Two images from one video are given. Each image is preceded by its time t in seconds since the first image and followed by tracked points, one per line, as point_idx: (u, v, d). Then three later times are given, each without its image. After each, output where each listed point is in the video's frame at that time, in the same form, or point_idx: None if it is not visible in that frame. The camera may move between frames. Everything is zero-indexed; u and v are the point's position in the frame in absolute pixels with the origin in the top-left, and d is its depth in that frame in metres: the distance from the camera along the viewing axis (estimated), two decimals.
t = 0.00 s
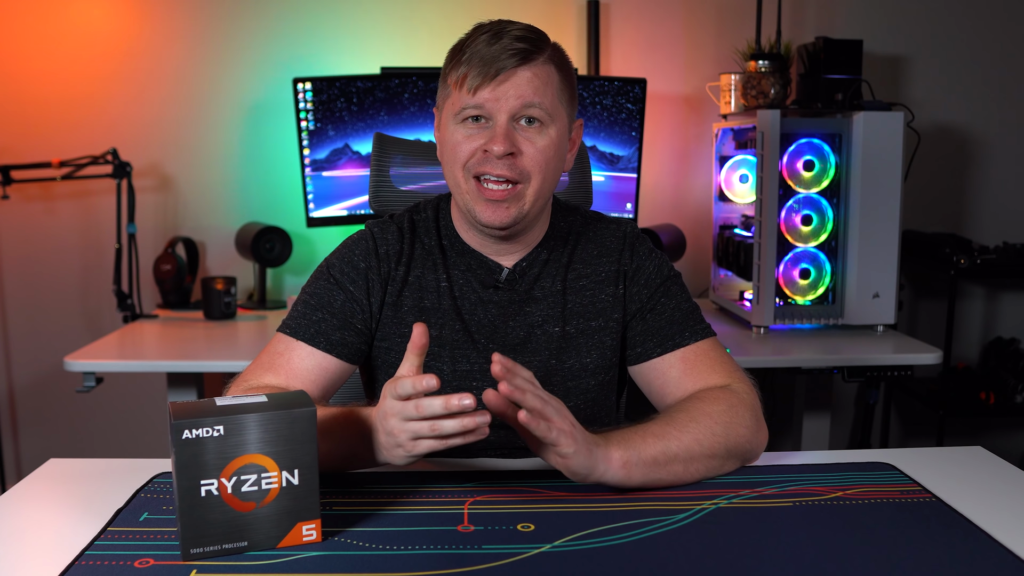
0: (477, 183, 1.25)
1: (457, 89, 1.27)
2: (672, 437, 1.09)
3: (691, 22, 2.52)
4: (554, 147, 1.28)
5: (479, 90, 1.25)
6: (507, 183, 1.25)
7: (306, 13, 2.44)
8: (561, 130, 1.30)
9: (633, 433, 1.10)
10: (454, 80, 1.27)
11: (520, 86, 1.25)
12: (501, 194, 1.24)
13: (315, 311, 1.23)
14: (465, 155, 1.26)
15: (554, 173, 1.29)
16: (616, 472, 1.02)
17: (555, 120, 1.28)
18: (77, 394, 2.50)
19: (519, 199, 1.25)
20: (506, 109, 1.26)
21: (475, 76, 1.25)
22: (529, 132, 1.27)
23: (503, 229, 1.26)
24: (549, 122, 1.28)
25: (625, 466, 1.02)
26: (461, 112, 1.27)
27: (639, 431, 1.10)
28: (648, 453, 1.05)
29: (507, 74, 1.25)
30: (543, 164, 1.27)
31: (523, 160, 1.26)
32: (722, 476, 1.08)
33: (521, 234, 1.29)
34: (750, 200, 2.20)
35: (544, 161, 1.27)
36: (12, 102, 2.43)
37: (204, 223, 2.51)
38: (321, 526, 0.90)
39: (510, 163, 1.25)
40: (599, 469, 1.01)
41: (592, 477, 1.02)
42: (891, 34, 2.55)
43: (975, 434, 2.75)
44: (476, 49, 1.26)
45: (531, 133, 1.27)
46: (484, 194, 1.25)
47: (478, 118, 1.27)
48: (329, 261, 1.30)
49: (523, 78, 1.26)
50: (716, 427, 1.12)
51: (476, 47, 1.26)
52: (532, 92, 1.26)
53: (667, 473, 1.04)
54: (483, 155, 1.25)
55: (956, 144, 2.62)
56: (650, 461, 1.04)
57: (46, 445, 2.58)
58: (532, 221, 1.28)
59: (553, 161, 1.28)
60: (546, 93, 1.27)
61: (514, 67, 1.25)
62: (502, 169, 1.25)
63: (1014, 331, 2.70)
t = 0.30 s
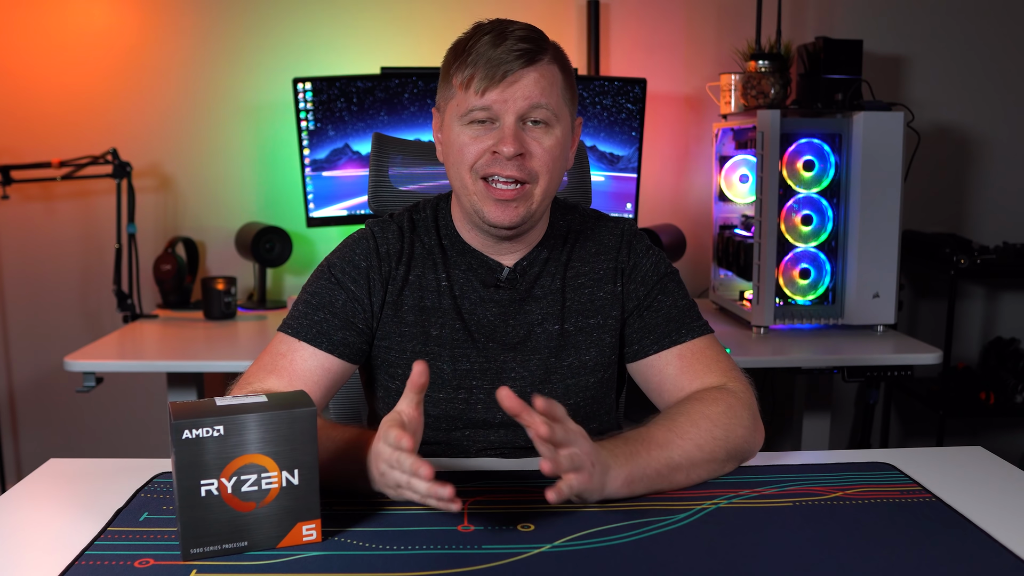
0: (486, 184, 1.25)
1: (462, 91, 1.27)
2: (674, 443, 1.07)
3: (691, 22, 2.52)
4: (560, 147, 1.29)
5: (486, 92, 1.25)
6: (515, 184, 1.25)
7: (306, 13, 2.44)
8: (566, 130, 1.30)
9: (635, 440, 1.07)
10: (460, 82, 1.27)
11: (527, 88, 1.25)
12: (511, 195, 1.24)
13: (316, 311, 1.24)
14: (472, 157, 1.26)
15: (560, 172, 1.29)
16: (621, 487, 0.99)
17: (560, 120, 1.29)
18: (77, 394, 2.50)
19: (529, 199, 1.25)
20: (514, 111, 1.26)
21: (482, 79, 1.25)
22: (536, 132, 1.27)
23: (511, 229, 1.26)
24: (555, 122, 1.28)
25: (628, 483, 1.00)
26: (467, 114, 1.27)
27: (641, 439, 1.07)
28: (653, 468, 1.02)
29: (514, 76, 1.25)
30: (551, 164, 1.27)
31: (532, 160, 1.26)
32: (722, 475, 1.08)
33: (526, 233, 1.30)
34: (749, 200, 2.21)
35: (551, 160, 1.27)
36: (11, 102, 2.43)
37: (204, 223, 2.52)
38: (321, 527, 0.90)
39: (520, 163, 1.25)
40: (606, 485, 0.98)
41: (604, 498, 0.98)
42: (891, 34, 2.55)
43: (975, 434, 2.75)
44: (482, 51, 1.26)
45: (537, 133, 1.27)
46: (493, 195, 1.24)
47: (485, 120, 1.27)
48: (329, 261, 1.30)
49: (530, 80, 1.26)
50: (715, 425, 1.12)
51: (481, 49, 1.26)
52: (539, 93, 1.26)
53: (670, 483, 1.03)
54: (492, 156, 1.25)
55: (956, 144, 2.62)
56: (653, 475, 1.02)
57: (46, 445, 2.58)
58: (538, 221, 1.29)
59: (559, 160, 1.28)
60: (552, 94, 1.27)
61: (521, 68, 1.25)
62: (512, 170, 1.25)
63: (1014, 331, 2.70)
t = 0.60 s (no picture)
0: (486, 182, 1.25)
1: (462, 90, 1.27)
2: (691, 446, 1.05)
3: (691, 22, 2.52)
4: (560, 144, 1.29)
5: (486, 90, 1.25)
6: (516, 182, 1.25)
7: (306, 13, 2.44)
8: (566, 128, 1.30)
9: (660, 443, 1.04)
10: (460, 81, 1.27)
11: (527, 86, 1.25)
12: (511, 193, 1.24)
13: (316, 310, 1.23)
14: (473, 155, 1.26)
15: (561, 170, 1.29)
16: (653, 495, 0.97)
17: (560, 118, 1.29)
18: (77, 394, 2.50)
19: (529, 197, 1.25)
20: (514, 109, 1.26)
21: (482, 77, 1.25)
22: (536, 130, 1.27)
23: (512, 227, 1.26)
24: (554, 120, 1.28)
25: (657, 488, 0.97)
26: (467, 113, 1.27)
27: (666, 442, 1.04)
28: (677, 473, 1.00)
29: (514, 74, 1.25)
30: (551, 162, 1.27)
31: (532, 158, 1.26)
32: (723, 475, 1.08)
33: (526, 230, 1.30)
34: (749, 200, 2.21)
35: (552, 158, 1.27)
36: (11, 102, 2.42)
37: (204, 223, 2.52)
38: (321, 526, 0.90)
39: (521, 161, 1.25)
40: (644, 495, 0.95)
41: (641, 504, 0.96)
42: (891, 34, 2.55)
43: (975, 434, 2.75)
44: (481, 50, 1.26)
45: (538, 131, 1.27)
46: (493, 193, 1.24)
47: (484, 118, 1.27)
48: (329, 261, 1.30)
49: (529, 78, 1.26)
50: (716, 420, 1.11)
51: (480, 48, 1.26)
52: (539, 91, 1.26)
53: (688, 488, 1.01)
54: (492, 154, 1.25)
55: (957, 144, 2.62)
56: (677, 480, 1.00)
57: (46, 445, 2.58)
58: (538, 218, 1.29)
59: (560, 158, 1.28)
60: (552, 92, 1.27)
61: (520, 67, 1.25)
62: (513, 168, 1.24)
63: (1014, 331, 2.70)
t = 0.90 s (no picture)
0: (483, 181, 1.25)
1: (460, 89, 1.27)
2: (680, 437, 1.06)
3: (691, 21, 2.52)
4: (558, 144, 1.28)
5: (483, 89, 1.25)
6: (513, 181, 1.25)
7: (306, 13, 2.44)
8: (564, 128, 1.30)
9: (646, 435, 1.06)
10: (457, 80, 1.27)
11: (524, 85, 1.25)
12: (508, 192, 1.24)
13: (316, 311, 1.23)
14: (470, 154, 1.26)
15: (558, 170, 1.29)
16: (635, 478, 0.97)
17: (557, 117, 1.29)
18: (77, 394, 2.50)
19: (526, 196, 1.24)
20: (510, 107, 1.25)
21: (478, 76, 1.25)
22: (533, 129, 1.27)
23: (510, 226, 1.26)
24: (552, 119, 1.28)
25: (643, 473, 0.98)
26: (464, 111, 1.27)
27: (650, 433, 1.06)
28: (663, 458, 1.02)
29: (510, 73, 1.25)
30: (549, 161, 1.26)
31: (529, 157, 1.25)
32: (722, 475, 1.08)
33: (524, 230, 1.29)
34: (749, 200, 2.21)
35: (549, 157, 1.27)
36: (12, 102, 2.42)
37: (204, 223, 2.52)
38: (321, 527, 0.90)
39: (517, 160, 1.24)
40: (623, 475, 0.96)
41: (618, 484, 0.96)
42: (891, 34, 2.55)
43: (975, 434, 2.74)
44: (478, 49, 1.26)
45: (535, 130, 1.27)
46: (490, 192, 1.24)
47: (481, 117, 1.27)
48: (329, 261, 1.30)
49: (526, 77, 1.26)
50: (714, 421, 1.11)
51: (477, 47, 1.26)
52: (536, 90, 1.26)
53: (679, 477, 1.02)
54: (489, 153, 1.24)
55: (957, 144, 2.62)
56: (665, 466, 1.01)
57: (46, 445, 2.58)
58: (536, 218, 1.28)
59: (557, 157, 1.28)
60: (548, 91, 1.27)
61: (516, 66, 1.25)
62: (510, 167, 1.24)
63: (1014, 331, 2.70)
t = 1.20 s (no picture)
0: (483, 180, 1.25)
1: (460, 87, 1.27)
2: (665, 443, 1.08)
3: (691, 21, 2.52)
4: (557, 144, 1.28)
5: (483, 88, 1.25)
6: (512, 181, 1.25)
7: (306, 13, 2.44)
8: (565, 128, 1.30)
9: (629, 443, 1.08)
10: (457, 78, 1.27)
11: (524, 84, 1.25)
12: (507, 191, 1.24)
13: (316, 310, 1.23)
14: (469, 153, 1.26)
15: (557, 170, 1.29)
16: (617, 486, 0.99)
17: (558, 117, 1.28)
18: (77, 394, 2.50)
19: (525, 195, 1.24)
20: (510, 106, 1.25)
21: (479, 75, 1.25)
22: (533, 129, 1.27)
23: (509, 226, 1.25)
24: (552, 119, 1.28)
25: (626, 479, 1.00)
26: (464, 110, 1.27)
27: (635, 441, 1.08)
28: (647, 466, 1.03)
29: (511, 72, 1.25)
30: (548, 160, 1.27)
31: (528, 156, 1.25)
32: (722, 475, 1.08)
33: (524, 230, 1.29)
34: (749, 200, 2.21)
35: (548, 157, 1.27)
36: (12, 102, 2.42)
37: (204, 222, 2.52)
38: (321, 526, 0.90)
39: (516, 159, 1.25)
40: (603, 484, 0.98)
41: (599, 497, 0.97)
42: (891, 34, 2.55)
43: (974, 434, 2.75)
44: (480, 48, 1.26)
45: (535, 130, 1.27)
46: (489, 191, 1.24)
47: (481, 116, 1.27)
48: (330, 261, 1.30)
49: (526, 76, 1.26)
50: (708, 424, 1.11)
51: (479, 45, 1.26)
52: (536, 90, 1.26)
53: (667, 482, 1.03)
54: (488, 152, 1.25)
55: (957, 144, 2.62)
56: (650, 472, 1.02)
57: (46, 445, 2.58)
58: (535, 218, 1.28)
59: (556, 157, 1.28)
60: (549, 91, 1.27)
61: (517, 65, 1.25)
62: (509, 166, 1.24)
63: (1014, 331, 2.70)
